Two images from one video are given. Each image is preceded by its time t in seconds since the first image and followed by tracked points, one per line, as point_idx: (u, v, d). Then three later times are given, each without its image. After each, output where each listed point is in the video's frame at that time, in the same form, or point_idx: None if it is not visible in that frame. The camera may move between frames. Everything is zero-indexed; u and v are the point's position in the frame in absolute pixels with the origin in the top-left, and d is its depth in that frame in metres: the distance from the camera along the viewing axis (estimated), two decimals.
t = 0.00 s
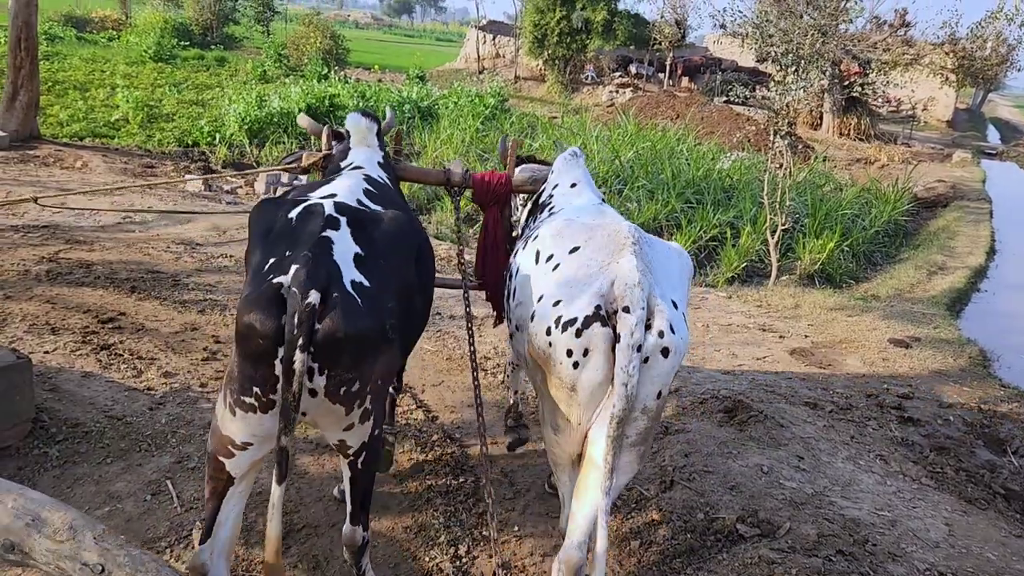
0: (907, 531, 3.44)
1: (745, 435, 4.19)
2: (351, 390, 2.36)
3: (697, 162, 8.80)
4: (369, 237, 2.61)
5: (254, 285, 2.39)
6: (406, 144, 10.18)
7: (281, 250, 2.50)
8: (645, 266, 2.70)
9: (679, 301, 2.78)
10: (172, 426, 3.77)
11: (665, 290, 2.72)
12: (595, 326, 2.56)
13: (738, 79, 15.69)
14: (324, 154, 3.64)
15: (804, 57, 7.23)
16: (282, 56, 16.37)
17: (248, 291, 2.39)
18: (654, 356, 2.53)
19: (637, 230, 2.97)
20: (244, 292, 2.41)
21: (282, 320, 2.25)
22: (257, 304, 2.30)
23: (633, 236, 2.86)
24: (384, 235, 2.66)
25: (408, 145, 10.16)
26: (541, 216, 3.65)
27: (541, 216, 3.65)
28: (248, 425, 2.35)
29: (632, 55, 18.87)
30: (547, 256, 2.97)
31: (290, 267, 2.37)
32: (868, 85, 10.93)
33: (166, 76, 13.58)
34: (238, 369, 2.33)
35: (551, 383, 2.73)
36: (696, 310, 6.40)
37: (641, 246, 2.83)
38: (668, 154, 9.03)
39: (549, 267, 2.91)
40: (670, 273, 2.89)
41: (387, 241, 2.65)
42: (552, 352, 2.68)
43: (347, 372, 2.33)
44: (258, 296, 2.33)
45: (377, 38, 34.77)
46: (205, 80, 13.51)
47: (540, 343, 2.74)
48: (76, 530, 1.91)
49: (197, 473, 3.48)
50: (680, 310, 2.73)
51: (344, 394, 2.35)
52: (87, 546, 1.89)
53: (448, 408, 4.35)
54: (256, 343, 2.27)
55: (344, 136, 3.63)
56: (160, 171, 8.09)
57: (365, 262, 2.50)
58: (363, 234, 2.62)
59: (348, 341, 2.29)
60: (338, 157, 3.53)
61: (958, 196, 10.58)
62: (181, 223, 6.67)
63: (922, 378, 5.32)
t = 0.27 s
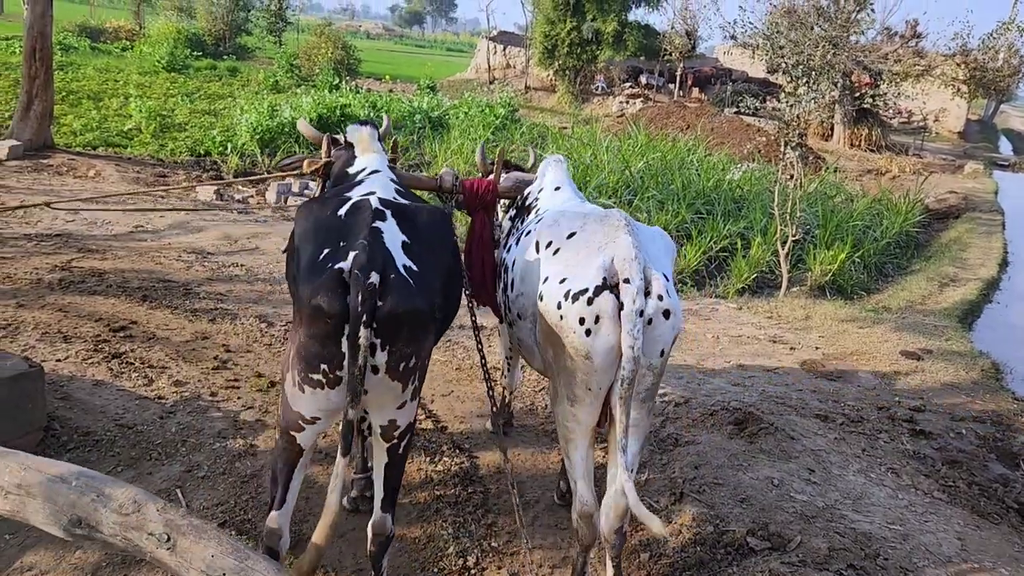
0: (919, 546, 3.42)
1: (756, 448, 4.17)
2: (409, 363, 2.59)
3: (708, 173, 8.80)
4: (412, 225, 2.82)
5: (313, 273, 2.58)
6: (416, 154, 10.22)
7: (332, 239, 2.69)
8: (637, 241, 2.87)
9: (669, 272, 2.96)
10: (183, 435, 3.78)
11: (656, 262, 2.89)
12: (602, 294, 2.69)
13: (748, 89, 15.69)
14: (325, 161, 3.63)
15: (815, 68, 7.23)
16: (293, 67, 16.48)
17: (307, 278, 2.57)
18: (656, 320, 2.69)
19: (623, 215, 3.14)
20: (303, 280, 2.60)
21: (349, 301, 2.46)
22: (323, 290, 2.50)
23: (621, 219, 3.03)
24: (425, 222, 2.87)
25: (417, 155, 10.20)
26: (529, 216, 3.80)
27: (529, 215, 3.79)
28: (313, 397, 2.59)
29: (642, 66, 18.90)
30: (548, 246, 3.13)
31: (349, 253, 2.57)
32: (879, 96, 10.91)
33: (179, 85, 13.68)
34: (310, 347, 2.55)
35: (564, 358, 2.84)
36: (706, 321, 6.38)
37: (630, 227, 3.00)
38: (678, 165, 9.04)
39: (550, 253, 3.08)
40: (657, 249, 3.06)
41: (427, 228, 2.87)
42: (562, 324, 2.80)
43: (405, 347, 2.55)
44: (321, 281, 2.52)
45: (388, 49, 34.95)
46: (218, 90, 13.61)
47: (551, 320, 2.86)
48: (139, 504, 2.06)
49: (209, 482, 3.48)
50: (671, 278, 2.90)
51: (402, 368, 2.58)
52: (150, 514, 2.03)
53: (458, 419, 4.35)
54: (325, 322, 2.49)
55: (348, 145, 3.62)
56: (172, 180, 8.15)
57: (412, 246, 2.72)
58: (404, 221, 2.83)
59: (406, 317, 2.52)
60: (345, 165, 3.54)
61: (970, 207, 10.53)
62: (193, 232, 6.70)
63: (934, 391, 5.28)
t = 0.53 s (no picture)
0: (935, 559, 3.39)
1: (770, 458, 4.15)
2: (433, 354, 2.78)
3: (723, 182, 8.78)
4: (437, 226, 3.03)
5: (348, 267, 2.78)
6: (432, 161, 10.27)
7: (367, 237, 2.89)
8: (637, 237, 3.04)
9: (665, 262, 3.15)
10: (199, 440, 3.81)
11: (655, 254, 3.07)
12: (613, 291, 2.86)
13: (764, 98, 15.65)
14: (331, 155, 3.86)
15: (831, 77, 7.19)
16: (310, 75, 16.58)
17: (343, 271, 2.77)
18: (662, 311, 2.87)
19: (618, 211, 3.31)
20: (338, 273, 2.80)
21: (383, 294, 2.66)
22: (358, 282, 2.70)
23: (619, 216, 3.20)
24: (448, 225, 3.09)
25: (433, 163, 10.24)
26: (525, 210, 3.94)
27: (524, 211, 3.94)
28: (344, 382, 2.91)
29: (657, 74, 18.89)
30: (549, 242, 3.27)
31: (383, 250, 2.78)
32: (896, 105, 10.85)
33: (197, 93, 13.80)
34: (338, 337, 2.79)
35: (574, 350, 2.99)
36: (720, 330, 6.37)
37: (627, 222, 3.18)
38: (693, 173, 9.02)
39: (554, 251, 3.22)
40: (652, 241, 3.25)
41: (450, 230, 3.08)
42: (574, 318, 2.95)
43: (431, 339, 2.75)
44: (357, 275, 2.72)
45: (404, 57, 35.11)
46: (235, 98, 13.72)
47: (564, 315, 3.00)
48: (199, 482, 2.43)
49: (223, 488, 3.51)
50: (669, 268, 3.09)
51: (426, 358, 2.78)
52: (209, 492, 2.41)
53: (472, 427, 4.36)
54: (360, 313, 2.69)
55: (360, 146, 3.82)
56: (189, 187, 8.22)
57: (437, 246, 2.93)
58: (431, 224, 3.05)
59: (433, 312, 2.72)
60: (360, 167, 3.75)
61: (989, 217, 10.44)
62: (210, 238, 6.76)
63: (951, 403, 5.24)
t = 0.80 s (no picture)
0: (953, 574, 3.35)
1: (787, 471, 4.12)
2: (435, 355, 2.86)
3: (738, 191, 8.76)
4: (443, 233, 3.11)
5: (356, 266, 2.87)
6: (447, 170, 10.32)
7: (374, 239, 2.98)
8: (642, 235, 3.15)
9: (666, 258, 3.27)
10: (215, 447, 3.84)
11: (657, 251, 3.19)
12: (625, 288, 2.95)
13: (780, 107, 15.62)
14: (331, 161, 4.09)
15: (847, 87, 7.17)
16: (327, 85, 16.73)
17: (351, 271, 2.86)
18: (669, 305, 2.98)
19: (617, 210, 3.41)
20: (346, 273, 2.89)
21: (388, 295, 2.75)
22: (365, 282, 2.79)
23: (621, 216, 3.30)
24: (453, 232, 3.17)
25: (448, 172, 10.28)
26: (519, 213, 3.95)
27: (519, 214, 3.95)
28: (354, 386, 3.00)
29: (673, 83, 18.89)
30: (554, 244, 3.33)
31: (390, 253, 2.86)
32: (912, 114, 10.80)
33: (215, 102, 13.93)
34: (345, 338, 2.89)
35: (586, 344, 3.07)
36: (735, 340, 6.34)
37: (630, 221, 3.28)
38: (708, 183, 9.01)
39: (560, 250, 3.28)
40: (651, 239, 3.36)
41: (456, 236, 3.16)
42: (587, 315, 3.03)
43: (432, 339, 2.83)
44: (364, 276, 2.81)
45: (421, 66, 35.35)
46: (253, 107, 13.84)
47: (575, 311, 3.08)
48: (247, 461, 2.38)
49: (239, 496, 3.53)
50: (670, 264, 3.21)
51: (428, 358, 2.85)
52: (258, 470, 2.36)
53: (487, 437, 4.35)
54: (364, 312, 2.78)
55: (368, 148, 3.95)
56: (207, 196, 8.29)
57: (442, 252, 3.01)
58: (437, 228, 3.13)
59: (435, 314, 2.80)
60: (365, 168, 3.87)
61: (1008, 228, 10.36)
62: (227, 247, 6.81)
63: (969, 416, 5.19)
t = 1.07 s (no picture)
0: None
1: (801, 484, 4.10)
2: (442, 338, 3.06)
3: (752, 202, 8.75)
4: (444, 225, 3.26)
5: (366, 258, 3.02)
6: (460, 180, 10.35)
7: (381, 232, 3.13)
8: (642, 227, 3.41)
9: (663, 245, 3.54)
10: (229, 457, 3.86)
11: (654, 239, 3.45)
12: (631, 277, 3.22)
13: (794, 117, 15.58)
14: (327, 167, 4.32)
15: (862, 98, 7.15)
16: (342, 95, 16.84)
17: (361, 264, 3.02)
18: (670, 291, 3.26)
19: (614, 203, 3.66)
20: (356, 265, 3.05)
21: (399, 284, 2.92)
22: (376, 274, 2.96)
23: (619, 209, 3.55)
24: (454, 224, 3.32)
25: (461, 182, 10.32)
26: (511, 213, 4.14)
27: (511, 213, 4.14)
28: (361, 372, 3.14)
29: (686, 94, 18.88)
30: (557, 237, 3.56)
31: (399, 245, 3.02)
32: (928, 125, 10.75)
33: (231, 112, 14.04)
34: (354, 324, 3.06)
35: (590, 326, 3.34)
36: (749, 352, 6.31)
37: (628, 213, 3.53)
38: (721, 194, 9.00)
39: (563, 243, 3.52)
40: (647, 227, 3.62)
41: (457, 227, 3.31)
42: (591, 301, 3.30)
43: (439, 325, 3.02)
44: (374, 268, 2.97)
45: (435, 77, 35.55)
46: (268, 118, 13.95)
47: (582, 300, 3.33)
48: (286, 448, 2.69)
49: (253, 505, 3.54)
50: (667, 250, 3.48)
51: (435, 342, 3.05)
52: (297, 455, 2.67)
53: (499, 449, 4.34)
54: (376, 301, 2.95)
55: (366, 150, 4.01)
56: (223, 206, 8.36)
57: (445, 243, 3.17)
58: (439, 220, 3.29)
59: (441, 302, 2.99)
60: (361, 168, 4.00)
61: None
62: (242, 257, 6.85)
63: (986, 429, 5.14)
